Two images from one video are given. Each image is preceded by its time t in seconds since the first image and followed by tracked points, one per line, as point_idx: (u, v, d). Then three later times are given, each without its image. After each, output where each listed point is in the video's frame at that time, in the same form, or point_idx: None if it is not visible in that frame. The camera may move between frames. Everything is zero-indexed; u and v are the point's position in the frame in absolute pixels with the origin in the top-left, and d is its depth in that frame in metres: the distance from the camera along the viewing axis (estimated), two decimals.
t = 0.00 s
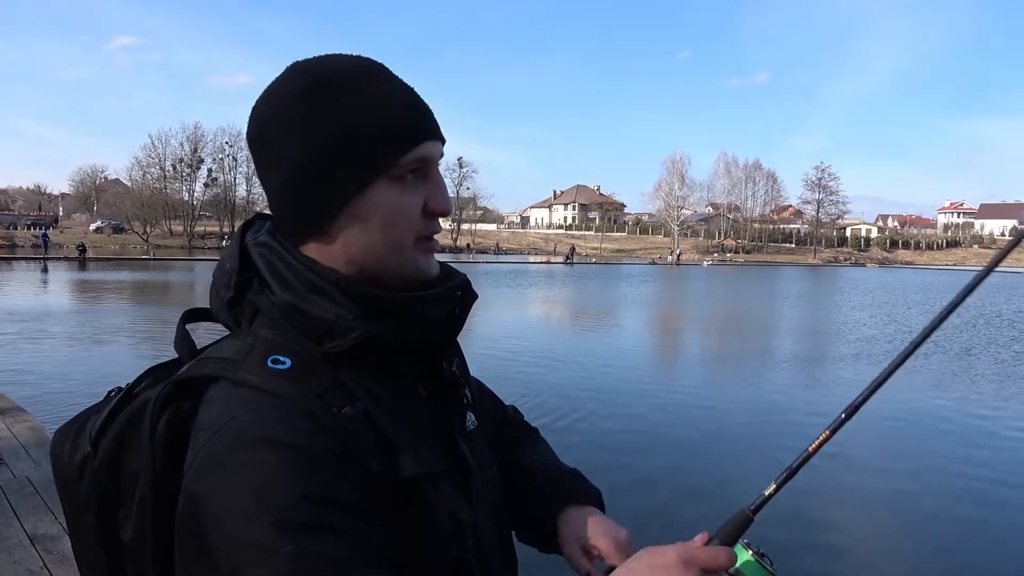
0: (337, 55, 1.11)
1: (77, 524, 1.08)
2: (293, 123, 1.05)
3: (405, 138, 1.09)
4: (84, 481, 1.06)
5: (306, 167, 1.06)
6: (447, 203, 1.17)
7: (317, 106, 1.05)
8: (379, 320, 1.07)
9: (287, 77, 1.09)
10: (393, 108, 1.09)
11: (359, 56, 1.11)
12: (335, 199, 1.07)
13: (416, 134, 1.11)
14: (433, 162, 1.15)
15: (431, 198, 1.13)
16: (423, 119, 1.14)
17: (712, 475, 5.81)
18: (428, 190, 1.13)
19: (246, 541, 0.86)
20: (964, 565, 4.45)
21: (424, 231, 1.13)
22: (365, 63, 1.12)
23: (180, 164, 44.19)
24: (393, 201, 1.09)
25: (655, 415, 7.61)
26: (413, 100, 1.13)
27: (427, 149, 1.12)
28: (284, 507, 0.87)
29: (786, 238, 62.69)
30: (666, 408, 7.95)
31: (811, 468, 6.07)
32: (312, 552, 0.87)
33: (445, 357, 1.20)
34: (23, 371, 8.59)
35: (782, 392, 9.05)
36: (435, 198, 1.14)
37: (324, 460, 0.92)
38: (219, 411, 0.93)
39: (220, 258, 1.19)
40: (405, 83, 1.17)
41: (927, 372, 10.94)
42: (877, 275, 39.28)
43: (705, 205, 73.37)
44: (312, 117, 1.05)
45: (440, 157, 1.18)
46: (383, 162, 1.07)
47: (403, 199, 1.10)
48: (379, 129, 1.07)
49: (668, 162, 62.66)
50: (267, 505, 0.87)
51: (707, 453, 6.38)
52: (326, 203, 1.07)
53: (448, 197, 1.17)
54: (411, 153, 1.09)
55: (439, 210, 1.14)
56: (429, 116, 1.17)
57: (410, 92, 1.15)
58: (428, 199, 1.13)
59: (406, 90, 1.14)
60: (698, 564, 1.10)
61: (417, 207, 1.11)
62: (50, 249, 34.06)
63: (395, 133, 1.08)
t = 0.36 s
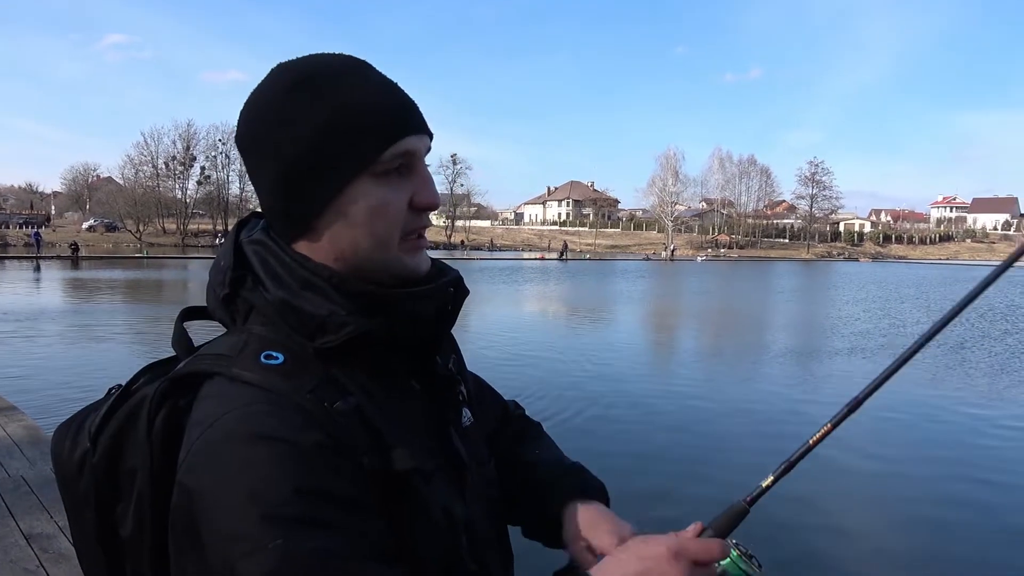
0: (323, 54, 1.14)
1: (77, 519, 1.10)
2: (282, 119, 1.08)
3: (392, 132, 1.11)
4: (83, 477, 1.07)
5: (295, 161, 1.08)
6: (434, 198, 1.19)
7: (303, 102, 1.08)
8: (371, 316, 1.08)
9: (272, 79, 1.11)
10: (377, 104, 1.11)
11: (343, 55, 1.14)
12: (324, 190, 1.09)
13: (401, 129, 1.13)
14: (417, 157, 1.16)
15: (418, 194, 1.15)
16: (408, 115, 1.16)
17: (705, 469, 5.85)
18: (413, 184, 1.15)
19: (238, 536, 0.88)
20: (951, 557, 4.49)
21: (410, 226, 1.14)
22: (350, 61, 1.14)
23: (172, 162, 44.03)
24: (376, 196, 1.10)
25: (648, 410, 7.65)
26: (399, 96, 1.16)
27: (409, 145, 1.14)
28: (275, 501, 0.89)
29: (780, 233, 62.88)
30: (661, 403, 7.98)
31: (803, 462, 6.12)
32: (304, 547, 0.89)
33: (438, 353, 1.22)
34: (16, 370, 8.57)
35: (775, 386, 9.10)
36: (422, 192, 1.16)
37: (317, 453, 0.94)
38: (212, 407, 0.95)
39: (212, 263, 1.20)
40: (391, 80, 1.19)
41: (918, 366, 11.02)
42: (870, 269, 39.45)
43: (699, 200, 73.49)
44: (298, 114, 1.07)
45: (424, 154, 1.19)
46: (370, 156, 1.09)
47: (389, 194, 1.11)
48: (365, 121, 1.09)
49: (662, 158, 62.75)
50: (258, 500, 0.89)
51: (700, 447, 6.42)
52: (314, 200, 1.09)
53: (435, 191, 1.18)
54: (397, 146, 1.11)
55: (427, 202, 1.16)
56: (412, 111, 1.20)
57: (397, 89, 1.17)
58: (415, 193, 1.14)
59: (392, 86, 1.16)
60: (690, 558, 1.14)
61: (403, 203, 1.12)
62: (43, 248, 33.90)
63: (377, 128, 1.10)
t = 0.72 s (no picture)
0: (324, 56, 1.17)
1: (83, 506, 1.13)
2: (278, 117, 1.13)
3: (376, 140, 1.13)
4: (89, 465, 1.10)
5: (284, 159, 1.13)
6: (418, 212, 1.19)
7: (300, 106, 1.11)
8: (364, 314, 1.10)
9: (276, 77, 1.16)
10: (372, 110, 1.13)
11: (345, 57, 1.17)
12: (307, 190, 1.12)
13: (391, 138, 1.15)
14: (401, 169, 1.17)
15: (395, 207, 1.15)
16: (404, 122, 1.18)
17: (699, 465, 5.89)
18: (393, 196, 1.15)
19: (224, 529, 0.92)
20: (941, 552, 4.54)
21: (387, 239, 1.15)
22: (351, 64, 1.17)
23: (166, 159, 43.85)
24: (352, 205, 1.13)
25: (643, 407, 7.69)
26: (397, 101, 1.18)
27: (392, 157, 1.15)
28: (260, 498, 0.92)
29: (775, 230, 62.97)
30: (656, 400, 8.01)
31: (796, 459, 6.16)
32: (289, 543, 0.92)
33: (434, 351, 1.24)
34: (11, 368, 8.56)
35: (770, 382, 9.15)
36: (403, 205, 1.16)
37: (303, 450, 0.97)
38: (206, 402, 0.99)
39: (215, 254, 1.25)
40: (391, 83, 1.22)
41: (911, 362, 11.09)
42: (864, 265, 39.58)
43: (694, 198, 73.57)
44: (295, 117, 1.11)
45: (414, 164, 1.20)
46: (348, 164, 1.11)
47: (363, 205, 1.13)
48: (351, 125, 1.11)
49: (657, 155, 62.87)
50: (246, 495, 0.92)
51: (694, 444, 6.46)
52: (305, 199, 1.13)
53: (420, 205, 1.19)
54: (375, 157, 1.13)
55: (406, 218, 1.16)
56: (409, 116, 1.21)
57: (396, 92, 1.20)
58: (393, 206, 1.15)
59: (390, 90, 1.18)
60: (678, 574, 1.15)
61: (378, 215, 1.14)
62: (36, 246, 33.72)
63: (368, 135, 1.12)
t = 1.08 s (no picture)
0: (330, 53, 1.20)
1: (88, 494, 1.18)
2: (280, 117, 1.17)
3: (376, 141, 1.16)
4: (92, 453, 1.14)
5: (286, 156, 1.16)
6: (418, 213, 1.21)
7: (302, 103, 1.15)
8: (357, 309, 1.14)
9: (280, 74, 1.19)
10: (373, 110, 1.16)
11: (351, 56, 1.20)
12: (306, 188, 1.15)
13: (392, 140, 1.18)
14: (402, 172, 1.19)
15: (394, 208, 1.18)
16: (406, 125, 1.21)
17: (692, 463, 5.94)
18: (392, 198, 1.18)
19: (216, 519, 0.96)
20: (930, 548, 4.61)
21: (385, 239, 1.17)
22: (358, 62, 1.20)
23: (160, 155, 43.57)
24: (351, 204, 1.15)
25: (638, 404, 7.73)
26: (400, 101, 1.20)
27: (393, 160, 1.18)
28: (249, 490, 0.96)
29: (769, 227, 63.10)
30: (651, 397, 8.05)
31: (789, 456, 6.22)
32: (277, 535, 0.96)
33: (428, 343, 1.27)
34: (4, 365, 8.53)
35: (763, 380, 9.20)
36: (402, 207, 1.19)
37: (293, 444, 1.00)
38: (201, 395, 1.02)
39: (216, 247, 1.29)
40: (396, 83, 1.25)
41: (904, 359, 11.17)
42: (858, 263, 39.72)
43: (689, 195, 73.63)
44: (298, 114, 1.15)
45: (416, 168, 1.22)
46: (347, 165, 1.14)
47: (363, 206, 1.16)
48: (352, 126, 1.14)
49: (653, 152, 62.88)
50: (236, 488, 0.96)
51: (688, 441, 6.51)
52: (302, 196, 1.16)
53: (420, 209, 1.21)
54: (374, 161, 1.15)
55: (405, 220, 1.18)
56: (413, 119, 1.23)
57: (400, 93, 1.23)
58: (392, 208, 1.18)
59: (393, 90, 1.21)
60: None
61: (376, 216, 1.16)
62: (29, 242, 33.49)
63: (367, 135, 1.15)
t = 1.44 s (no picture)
0: (317, 51, 1.21)
1: (98, 485, 1.21)
2: (269, 116, 1.18)
3: (364, 140, 1.17)
4: (99, 445, 1.18)
5: (274, 156, 1.18)
6: (407, 214, 1.23)
7: (288, 103, 1.16)
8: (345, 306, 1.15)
9: (269, 72, 1.21)
10: (359, 108, 1.17)
11: (338, 52, 1.21)
12: (294, 187, 1.17)
13: (379, 140, 1.18)
14: (390, 172, 1.21)
15: (382, 209, 1.19)
16: (395, 123, 1.22)
17: (688, 461, 5.96)
18: (380, 199, 1.20)
19: (206, 516, 0.98)
20: (925, 545, 4.64)
21: (372, 239, 1.19)
22: (346, 60, 1.21)
23: (153, 155, 43.33)
24: (338, 205, 1.17)
25: (633, 403, 7.75)
26: (388, 98, 1.21)
27: (380, 160, 1.19)
28: (237, 486, 0.98)
29: (763, 226, 63.23)
30: (646, 396, 8.07)
31: (785, 454, 6.24)
32: (265, 531, 0.98)
33: (420, 337, 1.29)
34: None
35: (758, 378, 9.22)
36: (390, 207, 1.20)
37: (281, 441, 1.02)
38: (194, 393, 1.05)
39: (211, 241, 1.31)
40: (386, 81, 1.26)
41: (898, 357, 11.21)
42: (852, 262, 39.84)
43: (683, 194, 73.69)
44: (284, 114, 1.16)
45: (404, 166, 1.24)
46: (334, 166, 1.15)
47: (351, 206, 1.18)
48: (339, 125, 1.15)
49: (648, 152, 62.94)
50: (225, 485, 0.98)
51: (683, 439, 6.53)
52: (290, 196, 1.18)
53: (408, 208, 1.23)
54: (361, 161, 1.17)
55: (393, 220, 1.20)
56: (402, 118, 1.24)
57: (388, 90, 1.24)
58: (379, 208, 1.19)
59: (382, 88, 1.22)
60: None
61: (364, 217, 1.18)
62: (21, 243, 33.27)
63: (354, 134, 1.16)
